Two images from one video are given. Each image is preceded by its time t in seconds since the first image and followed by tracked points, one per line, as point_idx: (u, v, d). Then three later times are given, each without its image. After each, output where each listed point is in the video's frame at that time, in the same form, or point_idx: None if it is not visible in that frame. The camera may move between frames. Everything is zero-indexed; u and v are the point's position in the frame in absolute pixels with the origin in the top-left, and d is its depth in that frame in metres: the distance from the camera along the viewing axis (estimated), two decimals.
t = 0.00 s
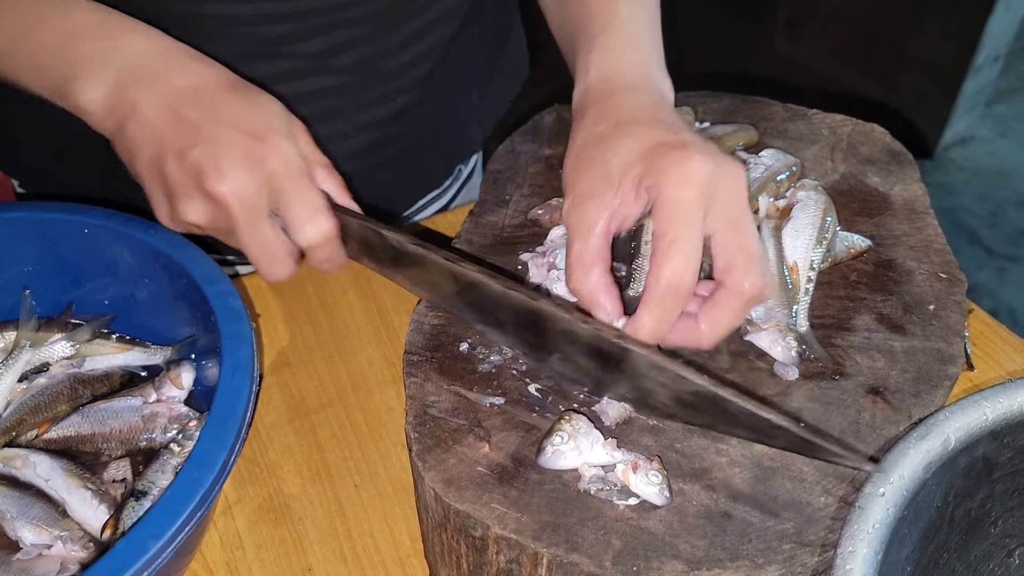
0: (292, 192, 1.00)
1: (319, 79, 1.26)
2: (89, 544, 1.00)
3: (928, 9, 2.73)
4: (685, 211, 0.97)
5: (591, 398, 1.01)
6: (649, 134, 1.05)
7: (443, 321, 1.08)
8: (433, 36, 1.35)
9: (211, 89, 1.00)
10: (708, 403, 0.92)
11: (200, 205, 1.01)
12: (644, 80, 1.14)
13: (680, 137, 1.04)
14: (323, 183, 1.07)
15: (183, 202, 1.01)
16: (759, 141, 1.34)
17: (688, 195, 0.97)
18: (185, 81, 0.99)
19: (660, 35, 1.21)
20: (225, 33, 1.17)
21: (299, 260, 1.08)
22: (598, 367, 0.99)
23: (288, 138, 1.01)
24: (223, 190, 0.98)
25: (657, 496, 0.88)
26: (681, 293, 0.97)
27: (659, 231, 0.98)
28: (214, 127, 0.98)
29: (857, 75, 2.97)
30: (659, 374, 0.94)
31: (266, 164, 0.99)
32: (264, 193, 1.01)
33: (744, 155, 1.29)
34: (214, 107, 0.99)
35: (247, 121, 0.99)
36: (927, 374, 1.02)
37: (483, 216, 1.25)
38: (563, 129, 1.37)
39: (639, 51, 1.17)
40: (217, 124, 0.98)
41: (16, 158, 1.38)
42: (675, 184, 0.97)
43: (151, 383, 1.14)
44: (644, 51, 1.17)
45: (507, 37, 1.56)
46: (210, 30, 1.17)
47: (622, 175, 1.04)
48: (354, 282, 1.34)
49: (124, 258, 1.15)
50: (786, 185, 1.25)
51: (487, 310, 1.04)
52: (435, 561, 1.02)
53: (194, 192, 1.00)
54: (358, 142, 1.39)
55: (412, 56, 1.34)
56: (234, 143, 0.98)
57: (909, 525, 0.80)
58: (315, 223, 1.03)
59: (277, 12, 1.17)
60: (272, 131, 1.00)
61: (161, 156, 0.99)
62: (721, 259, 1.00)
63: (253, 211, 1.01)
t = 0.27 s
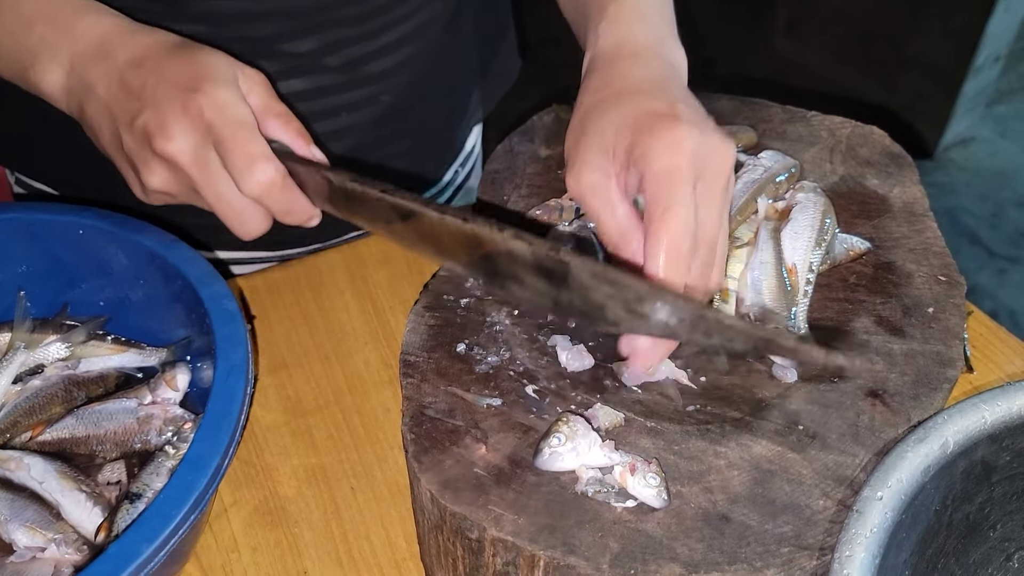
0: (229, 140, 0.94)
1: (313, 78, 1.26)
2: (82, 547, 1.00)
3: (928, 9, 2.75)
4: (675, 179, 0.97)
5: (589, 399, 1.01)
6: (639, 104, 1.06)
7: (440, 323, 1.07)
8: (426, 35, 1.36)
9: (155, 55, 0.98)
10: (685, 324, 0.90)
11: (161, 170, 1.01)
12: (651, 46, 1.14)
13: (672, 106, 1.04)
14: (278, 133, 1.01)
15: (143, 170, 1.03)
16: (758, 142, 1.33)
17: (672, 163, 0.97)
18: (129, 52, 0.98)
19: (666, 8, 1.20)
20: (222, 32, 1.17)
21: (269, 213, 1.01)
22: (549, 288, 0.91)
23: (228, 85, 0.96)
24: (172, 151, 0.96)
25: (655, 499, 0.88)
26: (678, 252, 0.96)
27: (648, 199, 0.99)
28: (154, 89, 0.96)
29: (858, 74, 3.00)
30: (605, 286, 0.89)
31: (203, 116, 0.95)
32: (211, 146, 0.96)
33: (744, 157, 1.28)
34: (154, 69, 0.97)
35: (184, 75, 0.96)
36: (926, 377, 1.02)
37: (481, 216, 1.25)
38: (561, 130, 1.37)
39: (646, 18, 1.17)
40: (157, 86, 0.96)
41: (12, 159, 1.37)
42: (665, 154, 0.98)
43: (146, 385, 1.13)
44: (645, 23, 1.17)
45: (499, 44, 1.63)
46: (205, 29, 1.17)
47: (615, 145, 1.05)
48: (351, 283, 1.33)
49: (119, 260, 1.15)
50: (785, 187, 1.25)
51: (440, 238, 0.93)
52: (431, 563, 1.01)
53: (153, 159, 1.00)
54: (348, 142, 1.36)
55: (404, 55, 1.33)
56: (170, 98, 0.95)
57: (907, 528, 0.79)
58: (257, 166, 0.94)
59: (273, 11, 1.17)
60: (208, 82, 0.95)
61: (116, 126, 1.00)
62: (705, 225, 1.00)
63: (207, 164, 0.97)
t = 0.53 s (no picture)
0: (278, 173, 0.98)
1: (308, 78, 1.27)
2: (79, 549, 1.00)
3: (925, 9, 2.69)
4: (620, 130, 1.03)
5: (587, 399, 1.01)
6: (579, 52, 1.09)
7: (438, 323, 1.07)
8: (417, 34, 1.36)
9: (184, 83, 0.99)
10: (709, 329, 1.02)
11: (199, 199, 1.03)
12: None
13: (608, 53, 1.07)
14: (308, 157, 1.05)
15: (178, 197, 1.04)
16: (757, 142, 1.33)
17: (620, 117, 1.03)
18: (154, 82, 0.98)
19: None
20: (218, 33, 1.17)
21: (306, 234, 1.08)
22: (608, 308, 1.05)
23: (262, 116, 0.99)
24: (214, 182, 0.99)
25: (653, 499, 0.88)
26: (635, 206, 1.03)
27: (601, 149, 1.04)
28: (190, 121, 0.97)
29: (857, 75, 2.95)
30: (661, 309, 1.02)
31: (246, 149, 0.98)
32: (255, 178, 1.00)
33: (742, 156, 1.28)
34: (186, 99, 0.98)
35: (220, 107, 0.98)
36: (925, 376, 1.01)
37: (479, 216, 1.25)
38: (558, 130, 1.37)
39: None
40: (192, 118, 0.97)
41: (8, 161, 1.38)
42: (611, 107, 1.03)
43: (143, 386, 1.13)
44: None
45: (489, 33, 1.59)
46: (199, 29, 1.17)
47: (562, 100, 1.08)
48: (349, 284, 1.33)
49: (116, 261, 1.14)
50: (784, 186, 1.24)
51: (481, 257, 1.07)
52: (429, 564, 1.01)
53: (192, 189, 1.02)
54: (343, 142, 1.38)
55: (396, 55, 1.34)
56: (212, 132, 0.97)
57: (907, 529, 0.79)
58: (307, 199, 1.00)
59: (267, 11, 1.17)
60: (244, 113, 0.98)
61: (149, 158, 1.01)
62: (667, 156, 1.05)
63: (250, 194, 1.01)
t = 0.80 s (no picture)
0: (255, 179, 0.99)
1: (305, 77, 1.27)
2: (75, 549, 1.00)
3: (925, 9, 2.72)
4: (590, 160, 1.05)
5: (585, 399, 1.01)
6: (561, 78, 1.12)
7: (435, 323, 1.07)
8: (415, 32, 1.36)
9: (164, 88, 1.00)
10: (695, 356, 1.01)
11: (178, 203, 1.05)
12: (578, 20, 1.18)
13: (587, 80, 1.10)
14: (292, 163, 1.04)
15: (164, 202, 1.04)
16: (754, 142, 1.33)
17: (593, 144, 1.05)
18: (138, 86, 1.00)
19: None
20: (218, 33, 1.18)
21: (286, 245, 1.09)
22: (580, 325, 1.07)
23: (241, 119, 0.99)
24: (191, 186, 1.00)
25: (650, 499, 0.87)
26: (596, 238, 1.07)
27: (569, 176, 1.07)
28: (169, 123, 0.99)
29: (857, 75, 2.95)
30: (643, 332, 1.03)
31: (223, 152, 0.98)
32: (232, 183, 1.01)
33: (738, 156, 1.29)
34: (166, 104, 0.99)
35: (199, 111, 0.98)
36: (922, 376, 1.01)
37: (477, 216, 1.24)
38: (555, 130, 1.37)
39: None
40: (171, 120, 0.99)
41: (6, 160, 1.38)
42: (584, 137, 1.05)
43: (140, 386, 1.13)
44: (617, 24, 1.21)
45: (480, 28, 1.58)
46: (195, 29, 1.17)
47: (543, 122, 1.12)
48: (346, 284, 1.33)
49: (112, 261, 1.14)
50: (781, 187, 1.25)
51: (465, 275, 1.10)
52: (426, 564, 1.01)
53: (170, 194, 1.04)
54: (339, 140, 1.38)
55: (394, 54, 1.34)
56: (189, 137, 0.98)
57: (904, 528, 0.79)
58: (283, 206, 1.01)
59: (264, 11, 1.17)
60: (224, 116, 0.98)
61: (130, 160, 1.03)
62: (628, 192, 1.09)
63: (226, 198, 1.02)
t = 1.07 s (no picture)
0: (266, 170, 1.00)
1: (303, 79, 1.27)
2: (73, 549, 0.99)
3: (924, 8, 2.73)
4: (594, 148, 1.07)
5: (582, 398, 1.01)
6: (567, 78, 1.16)
7: (432, 322, 1.08)
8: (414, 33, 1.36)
9: (178, 86, 1.02)
10: (697, 316, 0.95)
11: (183, 194, 1.03)
12: (582, 28, 1.24)
13: (592, 78, 1.14)
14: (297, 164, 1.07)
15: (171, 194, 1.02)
16: (751, 141, 1.33)
17: (596, 134, 1.08)
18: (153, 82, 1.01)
19: (615, 10, 1.29)
20: (216, 35, 1.18)
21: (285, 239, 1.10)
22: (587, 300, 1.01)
23: (253, 116, 1.01)
24: (200, 177, 0.99)
25: (647, 498, 0.88)
26: (590, 226, 1.07)
27: (569, 164, 1.09)
28: (184, 118, 0.99)
29: (855, 74, 2.95)
30: (647, 296, 0.97)
31: (236, 145, 0.99)
32: (241, 176, 1.02)
33: (735, 155, 1.29)
34: (181, 100, 1.00)
35: (212, 106, 1.00)
36: (919, 374, 1.02)
37: (474, 216, 1.24)
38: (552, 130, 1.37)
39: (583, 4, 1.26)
40: (185, 114, 0.99)
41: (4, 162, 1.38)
42: (590, 126, 1.08)
43: (138, 386, 1.13)
44: (616, 35, 1.26)
45: (479, 36, 1.59)
46: (193, 31, 1.17)
47: (548, 120, 1.15)
48: (344, 284, 1.33)
49: (110, 261, 1.14)
50: (778, 185, 1.25)
51: (473, 262, 1.04)
52: (424, 563, 1.01)
53: (176, 184, 1.02)
54: (339, 141, 1.37)
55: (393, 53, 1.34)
56: (202, 129, 0.99)
57: (901, 526, 0.79)
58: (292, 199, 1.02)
59: (261, 12, 1.17)
60: (236, 112, 1.00)
61: (137, 153, 1.02)
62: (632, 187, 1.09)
63: (233, 190, 1.02)
